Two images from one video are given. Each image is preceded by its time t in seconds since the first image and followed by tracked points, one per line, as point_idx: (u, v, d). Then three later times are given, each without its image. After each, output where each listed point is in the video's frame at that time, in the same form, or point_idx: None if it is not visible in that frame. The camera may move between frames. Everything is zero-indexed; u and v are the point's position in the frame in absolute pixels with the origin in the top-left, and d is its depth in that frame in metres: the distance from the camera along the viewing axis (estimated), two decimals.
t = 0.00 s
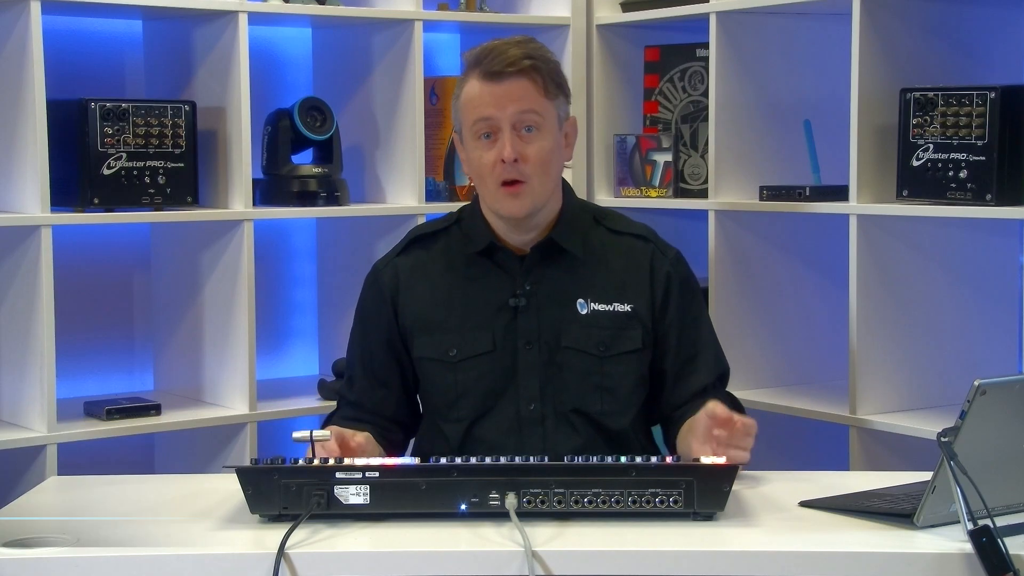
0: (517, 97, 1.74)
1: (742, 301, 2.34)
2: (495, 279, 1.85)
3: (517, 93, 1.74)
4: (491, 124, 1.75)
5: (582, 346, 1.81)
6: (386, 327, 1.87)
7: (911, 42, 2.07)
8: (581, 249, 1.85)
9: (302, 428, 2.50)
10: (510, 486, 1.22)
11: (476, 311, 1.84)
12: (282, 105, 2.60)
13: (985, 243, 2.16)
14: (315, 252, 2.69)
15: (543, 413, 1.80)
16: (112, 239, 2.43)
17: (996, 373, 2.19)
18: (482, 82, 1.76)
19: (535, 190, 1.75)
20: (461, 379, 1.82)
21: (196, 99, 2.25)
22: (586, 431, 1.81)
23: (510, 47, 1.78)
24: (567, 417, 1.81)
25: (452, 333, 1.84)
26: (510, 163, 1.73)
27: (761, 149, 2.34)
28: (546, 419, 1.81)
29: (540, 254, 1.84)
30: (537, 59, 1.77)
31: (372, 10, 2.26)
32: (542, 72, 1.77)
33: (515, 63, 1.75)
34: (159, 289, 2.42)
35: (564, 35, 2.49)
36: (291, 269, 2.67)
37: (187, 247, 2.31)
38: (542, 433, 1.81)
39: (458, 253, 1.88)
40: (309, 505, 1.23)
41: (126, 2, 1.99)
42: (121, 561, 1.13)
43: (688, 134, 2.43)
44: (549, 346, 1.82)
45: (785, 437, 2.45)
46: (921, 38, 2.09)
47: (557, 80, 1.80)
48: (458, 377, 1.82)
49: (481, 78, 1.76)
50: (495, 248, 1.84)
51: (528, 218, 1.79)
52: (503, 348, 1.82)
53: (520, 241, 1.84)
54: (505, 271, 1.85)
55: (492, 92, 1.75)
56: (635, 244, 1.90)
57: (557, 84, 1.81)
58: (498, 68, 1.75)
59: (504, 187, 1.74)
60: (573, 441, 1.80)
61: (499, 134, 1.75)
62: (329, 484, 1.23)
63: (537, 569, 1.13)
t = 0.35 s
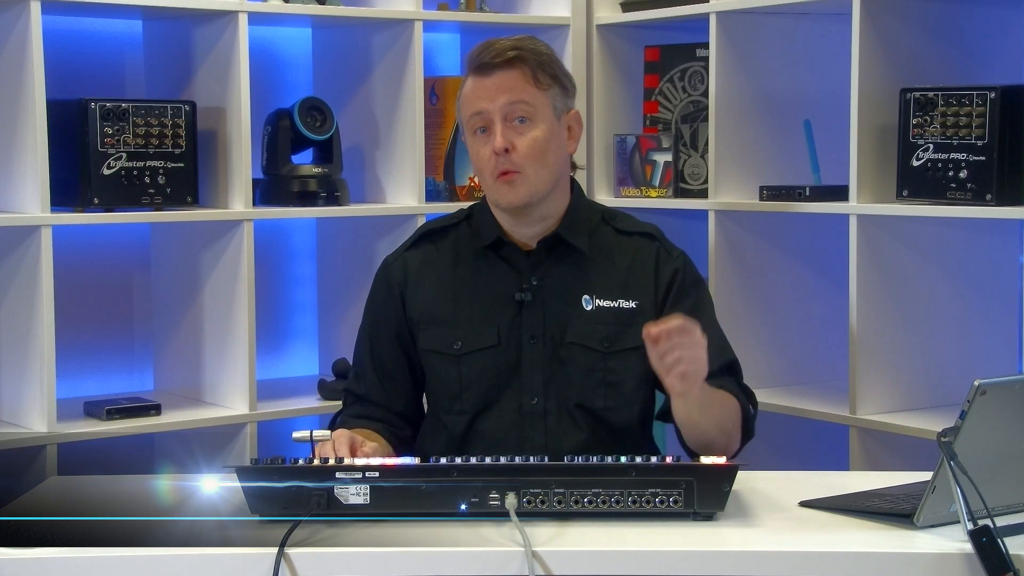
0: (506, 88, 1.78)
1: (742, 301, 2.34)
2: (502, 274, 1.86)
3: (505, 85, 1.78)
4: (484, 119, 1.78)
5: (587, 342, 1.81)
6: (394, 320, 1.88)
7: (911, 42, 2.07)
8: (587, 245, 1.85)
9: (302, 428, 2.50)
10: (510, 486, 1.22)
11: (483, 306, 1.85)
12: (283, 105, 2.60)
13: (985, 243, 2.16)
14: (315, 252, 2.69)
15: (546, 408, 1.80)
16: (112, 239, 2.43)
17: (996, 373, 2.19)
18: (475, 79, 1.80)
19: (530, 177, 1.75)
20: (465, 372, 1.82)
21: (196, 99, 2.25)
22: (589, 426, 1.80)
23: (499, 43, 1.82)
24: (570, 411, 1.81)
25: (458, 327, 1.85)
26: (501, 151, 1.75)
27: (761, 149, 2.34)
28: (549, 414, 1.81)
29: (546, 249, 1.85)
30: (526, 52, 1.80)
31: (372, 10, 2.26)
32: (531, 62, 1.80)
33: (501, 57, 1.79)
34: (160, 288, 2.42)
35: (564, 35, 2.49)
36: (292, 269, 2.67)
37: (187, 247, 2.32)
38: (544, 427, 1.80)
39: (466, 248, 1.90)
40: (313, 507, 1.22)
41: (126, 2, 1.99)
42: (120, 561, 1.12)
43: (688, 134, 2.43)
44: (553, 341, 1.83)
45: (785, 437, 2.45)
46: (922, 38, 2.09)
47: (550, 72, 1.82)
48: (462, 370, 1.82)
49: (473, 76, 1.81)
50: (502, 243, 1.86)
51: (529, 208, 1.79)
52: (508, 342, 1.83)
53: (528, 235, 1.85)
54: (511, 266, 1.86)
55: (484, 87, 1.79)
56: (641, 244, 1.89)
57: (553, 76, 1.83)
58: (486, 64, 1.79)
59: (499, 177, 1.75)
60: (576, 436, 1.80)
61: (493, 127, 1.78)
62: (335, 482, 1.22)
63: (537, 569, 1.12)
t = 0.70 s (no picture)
0: (507, 84, 1.78)
1: (742, 301, 2.34)
2: (497, 275, 1.86)
3: (507, 81, 1.78)
4: (483, 114, 1.78)
5: (583, 343, 1.82)
6: (390, 322, 1.89)
7: (911, 42, 2.07)
8: (582, 247, 1.85)
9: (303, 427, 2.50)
10: (510, 486, 1.15)
11: (479, 307, 1.85)
12: (282, 105, 2.60)
13: (985, 243, 2.16)
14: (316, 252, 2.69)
15: (543, 409, 1.80)
16: (112, 239, 2.43)
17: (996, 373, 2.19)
18: (475, 74, 1.80)
19: (527, 174, 1.76)
20: (461, 374, 1.82)
21: (196, 99, 2.25)
22: (584, 428, 1.81)
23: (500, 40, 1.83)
24: (566, 413, 1.81)
25: (454, 328, 1.85)
26: (500, 147, 1.75)
27: (761, 149, 2.34)
28: (546, 416, 1.81)
29: (541, 251, 1.85)
30: (527, 50, 1.81)
31: (373, 10, 2.26)
32: (533, 61, 1.81)
33: (503, 53, 1.80)
34: (160, 288, 2.42)
35: (564, 35, 2.49)
36: (291, 269, 2.67)
37: (187, 246, 2.32)
38: (541, 429, 1.80)
39: (461, 250, 1.90)
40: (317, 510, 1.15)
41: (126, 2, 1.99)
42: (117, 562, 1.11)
43: (688, 134, 2.43)
44: (549, 342, 1.83)
45: (785, 437, 2.45)
46: (921, 38, 2.09)
47: (551, 72, 1.83)
48: (458, 371, 1.82)
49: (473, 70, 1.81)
50: (497, 244, 1.86)
51: (523, 207, 1.79)
52: (503, 344, 1.83)
53: (522, 235, 1.84)
54: (507, 267, 1.86)
55: (484, 82, 1.78)
56: (637, 246, 1.89)
57: (553, 76, 1.84)
58: (488, 59, 1.79)
59: (495, 174, 1.76)
60: (573, 438, 1.80)
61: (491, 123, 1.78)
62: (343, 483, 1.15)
63: (537, 569, 1.05)
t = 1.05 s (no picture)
0: (510, 91, 1.77)
1: (742, 300, 2.34)
2: (494, 278, 1.87)
3: (510, 88, 1.77)
4: (484, 120, 1.78)
5: (580, 346, 1.82)
6: (386, 326, 1.88)
7: (912, 41, 2.07)
8: (579, 249, 1.85)
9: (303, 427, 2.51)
10: (508, 483, 1.03)
11: (476, 310, 1.86)
12: (283, 105, 2.60)
13: (986, 244, 2.15)
14: (316, 252, 2.69)
15: (541, 412, 1.82)
16: (112, 239, 2.43)
17: (995, 374, 2.19)
18: (477, 78, 1.78)
19: (529, 182, 1.76)
20: (459, 377, 1.83)
21: (196, 99, 2.25)
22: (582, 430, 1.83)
23: (504, 42, 1.81)
24: (564, 416, 1.83)
25: (451, 332, 1.85)
26: (503, 156, 1.74)
27: (761, 149, 2.34)
28: (544, 418, 1.82)
29: (539, 254, 1.85)
30: (531, 56, 1.79)
31: (372, 10, 2.26)
32: (536, 67, 1.79)
33: (507, 58, 1.78)
34: (160, 288, 2.42)
35: (564, 35, 2.49)
36: (292, 269, 2.67)
37: (187, 246, 2.32)
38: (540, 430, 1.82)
39: (458, 253, 1.90)
40: (302, 509, 1.03)
41: (125, 2, 1.99)
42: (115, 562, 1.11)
43: (688, 134, 2.43)
44: (547, 345, 1.84)
45: (785, 437, 2.45)
46: (921, 37, 2.08)
47: (553, 76, 1.82)
48: (456, 375, 1.83)
49: (476, 74, 1.79)
50: (493, 247, 1.86)
51: (523, 213, 1.80)
52: (501, 347, 1.84)
53: (519, 240, 1.85)
54: (504, 270, 1.86)
55: (487, 87, 1.77)
56: (635, 247, 1.89)
57: (555, 80, 1.83)
58: (491, 64, 1.77)
59: (497, 181, 1.76)
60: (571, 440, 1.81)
61: (493, 129, 1.78)
62: (333, 481, 1.02)
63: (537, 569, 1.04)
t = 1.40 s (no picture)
0: (519, 93, 1.77)
1: (741, 299, 2.34)
2: (494, 277, 1.87)
3: (519, 89, 1.77)
4: (492, 120, 1.78)
5: (581, 343, 1.84)
6: (387, 327, 1.88)
7: (912, 41, 2.07)
8: (579, 247, 1.86)
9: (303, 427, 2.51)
10: (508, 483, 1.03)
11: (476, 309, 1.86)
12: (283, 105, 2.60)
13: (985, 244, 2.16)
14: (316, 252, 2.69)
15: (542, 411, 1.82)
16: (112, 238, 2.43)
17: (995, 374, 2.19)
18: (486, 79, 1.78)
19: (538, 184, 1.77)
20: (460, 377, 1.83)
21: (196, 100, 2.25)
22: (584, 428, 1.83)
23: (512, 43, 1.80)
24: (566, 414, 1.83)
25: (452, 332, 1.86)
26: (515, 157, 1.75)
27: (760, 149, 2.34)
28: (546, 416, 1.82)
29: (539, 252, 1.86)
30: (540, 57, 1.79)
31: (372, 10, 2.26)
32: (545, 69, 1.80)
33: (516, 60, 1.77)
34: (160, 288, 2.42)
35: (564, 35, 2.49)
36: (292, 269, 2.67)
37: (187, 246, 2.32)
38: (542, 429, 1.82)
39: (458, 252, 1.90)
40: (302, 509, 1.02)
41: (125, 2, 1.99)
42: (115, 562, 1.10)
43: (689, 134, 2.43)
44: (548, 343, 1.85)
45: (785, 437, 2.45)
46: (921, 37, 2.08)
47: (558, 77, 1.82)
48: (456, 375, 1.83)
49: (483, 74, 1.78)
50: (493, 246, 1.87)
51: (529, 213, 1.80)
52: (502, 346, 1.84)
53: (520, 237, 1.86)
54: (504, 269, 1.87)
55: (496, 89, 1.77)
56: (634, 244, 1.90)
57: (559, 82, 1.84)
58: (501, 65, 1.76)
59: (506, 183, 1.76)
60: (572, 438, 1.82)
61: (501, 130, 1.78)
62: (332, 480, 1.03)
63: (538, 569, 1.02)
